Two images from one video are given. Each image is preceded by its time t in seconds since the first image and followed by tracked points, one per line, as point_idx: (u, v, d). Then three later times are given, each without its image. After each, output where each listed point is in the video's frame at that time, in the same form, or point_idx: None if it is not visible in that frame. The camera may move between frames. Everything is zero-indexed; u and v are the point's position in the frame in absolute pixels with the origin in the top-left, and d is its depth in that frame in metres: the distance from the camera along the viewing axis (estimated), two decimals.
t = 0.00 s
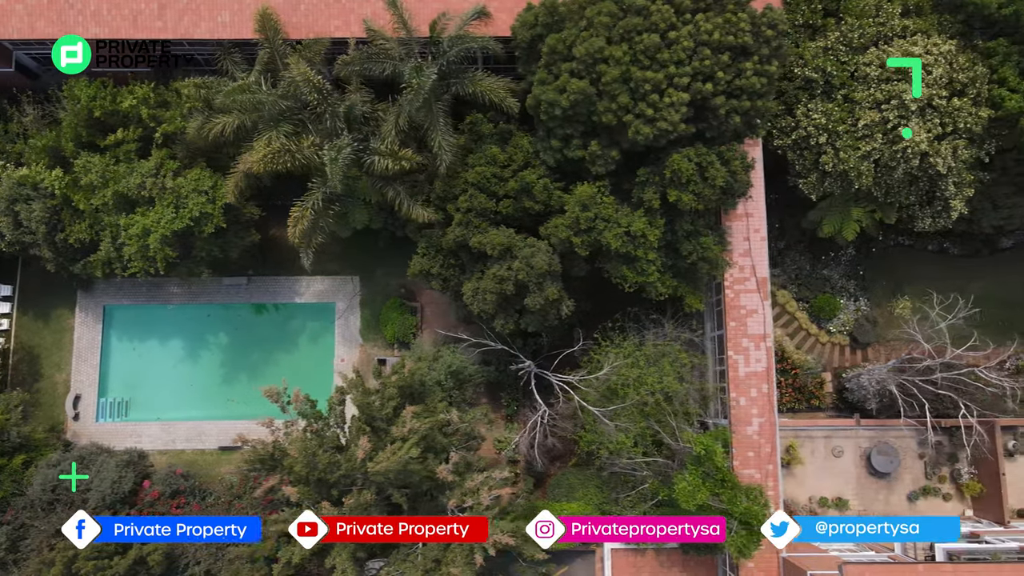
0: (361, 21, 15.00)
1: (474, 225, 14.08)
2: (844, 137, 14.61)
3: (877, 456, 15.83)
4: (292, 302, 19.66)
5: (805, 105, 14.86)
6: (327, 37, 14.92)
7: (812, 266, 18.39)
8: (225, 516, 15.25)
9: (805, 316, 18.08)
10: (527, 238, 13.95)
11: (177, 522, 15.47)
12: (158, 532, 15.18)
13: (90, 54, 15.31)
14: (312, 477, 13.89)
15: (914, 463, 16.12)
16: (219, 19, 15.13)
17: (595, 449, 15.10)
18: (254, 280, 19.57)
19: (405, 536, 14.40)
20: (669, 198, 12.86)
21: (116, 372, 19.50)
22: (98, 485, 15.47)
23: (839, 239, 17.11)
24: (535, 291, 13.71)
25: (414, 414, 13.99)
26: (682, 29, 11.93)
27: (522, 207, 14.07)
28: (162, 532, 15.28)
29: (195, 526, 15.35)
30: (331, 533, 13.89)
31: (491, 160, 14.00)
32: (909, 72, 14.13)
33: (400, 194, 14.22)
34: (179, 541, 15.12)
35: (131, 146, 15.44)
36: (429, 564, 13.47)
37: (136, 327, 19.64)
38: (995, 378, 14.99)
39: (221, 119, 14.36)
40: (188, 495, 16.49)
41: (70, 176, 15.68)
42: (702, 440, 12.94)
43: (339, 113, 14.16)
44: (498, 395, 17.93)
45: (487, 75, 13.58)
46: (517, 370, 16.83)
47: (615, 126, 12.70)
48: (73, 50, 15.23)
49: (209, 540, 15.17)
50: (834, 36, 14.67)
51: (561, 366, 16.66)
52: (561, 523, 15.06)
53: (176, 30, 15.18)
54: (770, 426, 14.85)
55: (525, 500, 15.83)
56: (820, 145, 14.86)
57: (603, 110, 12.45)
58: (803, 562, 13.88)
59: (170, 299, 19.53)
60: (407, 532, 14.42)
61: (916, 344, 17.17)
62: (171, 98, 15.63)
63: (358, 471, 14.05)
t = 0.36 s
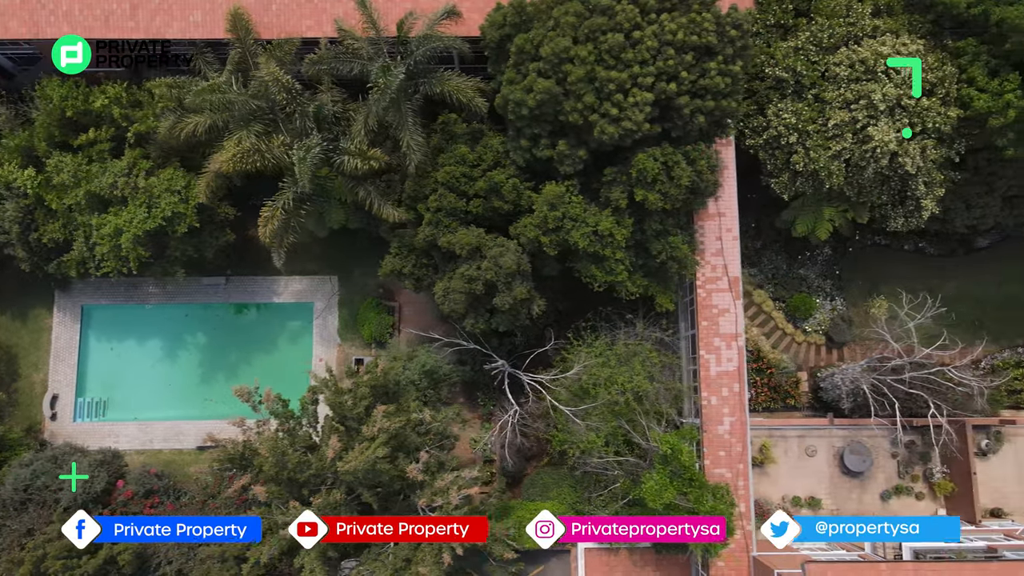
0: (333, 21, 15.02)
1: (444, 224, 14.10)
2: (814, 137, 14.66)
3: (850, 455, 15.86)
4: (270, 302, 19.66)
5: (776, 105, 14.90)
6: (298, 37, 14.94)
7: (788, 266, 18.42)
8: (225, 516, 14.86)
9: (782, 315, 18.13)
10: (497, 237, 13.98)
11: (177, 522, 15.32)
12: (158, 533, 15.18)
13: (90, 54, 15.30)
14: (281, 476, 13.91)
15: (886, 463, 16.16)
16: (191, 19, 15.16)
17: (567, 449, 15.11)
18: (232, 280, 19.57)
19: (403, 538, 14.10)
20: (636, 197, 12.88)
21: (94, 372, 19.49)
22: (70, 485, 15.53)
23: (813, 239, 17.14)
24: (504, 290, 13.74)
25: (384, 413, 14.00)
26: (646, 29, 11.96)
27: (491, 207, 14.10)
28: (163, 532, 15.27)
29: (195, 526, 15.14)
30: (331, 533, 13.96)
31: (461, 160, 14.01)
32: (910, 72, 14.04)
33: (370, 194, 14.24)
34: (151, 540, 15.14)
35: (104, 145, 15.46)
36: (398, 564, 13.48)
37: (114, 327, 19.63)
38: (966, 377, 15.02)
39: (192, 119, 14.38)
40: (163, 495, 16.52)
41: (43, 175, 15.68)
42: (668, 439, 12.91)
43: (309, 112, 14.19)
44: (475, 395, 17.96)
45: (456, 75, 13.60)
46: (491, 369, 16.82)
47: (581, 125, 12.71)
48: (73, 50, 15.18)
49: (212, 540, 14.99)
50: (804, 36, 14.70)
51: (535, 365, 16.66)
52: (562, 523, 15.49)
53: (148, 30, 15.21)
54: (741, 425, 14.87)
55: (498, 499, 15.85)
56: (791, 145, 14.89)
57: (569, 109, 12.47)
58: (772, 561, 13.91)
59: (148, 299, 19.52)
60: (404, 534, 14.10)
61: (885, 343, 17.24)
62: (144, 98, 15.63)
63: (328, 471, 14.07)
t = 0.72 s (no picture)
0: (306, 20, 15.04)
1: (415, 224, 14.12)
2: (785, 136, 14.70)
3: (823, 454, 15.89)
4: (249, 302, 19.67)
5: (748, 105, 14.94)
6: (271, 37, 14.97)
7: (765, 265, 18.46)
8: (224, 516, 14.39)
9: (758, 314, 18.17)
10: (467, 237, 14.02)
11: (176, 522, 14.99)
12: (158, 533, 14.95)
13: (91, 54, 15.27)
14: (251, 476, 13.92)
15: (860, 462, 16.19)
16: (163, 18, 15.20)
17: (540, 448, 15.12)
18: (211, 280, 19.57)
19: (403, 537, 13.88)
20: (604, 197, 12.90)
21: (72, 371, 19.49)
22: (43, 485, 15.55)
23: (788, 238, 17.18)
24: (473, 290, 13.78)
25: (355, 413, 14.01)
26: (611, 29, 11.98)
27: (462, 206, 14.12)
28: (162, 532, 15.01)
29: (196, 526, 14.64)
30: (332, 533, 14.36)
31: (432, 159, 14.03)
32: (910, 72, 14.04)
33: (341, 194, 14.26)
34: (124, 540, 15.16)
35: (78, 145, 15.47)
36: (368, 564, 13.51)
37: (93, 327, 19.64)
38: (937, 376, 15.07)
39: (164, 119, 14.39)
40: (137, 494, 16.54)
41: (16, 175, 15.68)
42: (636, 438, 12.93)
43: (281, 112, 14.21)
44: (451, 394, 17.98)
45: (426, 75, 13.64)
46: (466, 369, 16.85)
47: (549, 125, 12.73)
48: (73, 50, 15.15)
49: (212, 540, 14.54)
50: (776, 36, 14.72)
51: (510, 364, 16.71)
52: (562, 523, 15.54)
53: (121, 30, 15.24)
54: (713, 425, 14.89)
55: (471, 499, 15.86)
56: (762, 144, 14.94)
57: (537, 109, 12.49)
58: (742, 561, 13.94)
59: (127, 298, 19.53)
60: (404, 534, 13.87)
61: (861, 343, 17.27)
62: (118, 98, 15.63)
63: (299, 470, 14.09)
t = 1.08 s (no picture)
0: (277, 21, 15.06)
1: (384, 224, 14.12)
2: (755, 137, 14.73)
3: (795, 454, 15.92)
4: (227, 302, 19.68)
5: (718, 105, 14.98)
6: (242, 38, 14.98)
7: (741, 265, 18.48)
8: (222, 516, 14.00)
9: (734, 314, 18.21)
10: (436, 237, 14.04)
11: (176, 522, 14.49)
12: (157, 533, 14.50)
13: (90, 54, 15.39)
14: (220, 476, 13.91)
15: (833, 462, 16.22)
16: (134, 18, 15.20)
17: (511, 448, 15.13)
18: (188, 280, 19.59)
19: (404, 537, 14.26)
20: (570, 197, 12.90)
21: (50, 371, 19.50)
22: (14, 485, 15.56)
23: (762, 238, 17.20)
24: (441, 290, 13.80)
25: (324, 413, 14.02)
26: (574, 29, 11.99)
27: (431, 207, 14.13)
28: (162, 532, 14.57)
29: (195, 526, 14.19)
30: (331, 533, 14.29)
31: (400, 160, 14.04)
32: (910, 72, 13.94)
33: (311, 194, 14.28)
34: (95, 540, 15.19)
35: (50, 145, 15.49)
36: (337, 564, 13.52)
37: (71, 326, 19.62)
38: (906, 376, 15.12)
39: (133, 119, 14.39)
40: (111, 495, 16.56)
41: None
42: (602, 438, 12.96)
43: (250, 112, 14.21)
44: (427, 394, 18.00)
45: (394, 75, 13.67)
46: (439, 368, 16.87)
47: (515, 125, 12.74)
48: (73, 50, 15.31)
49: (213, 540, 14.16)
50: (746, 36, 14.73)
51: (484, 364, 16.73)
52: (563, 523, 15.01)
53: (92, 30, 15.25)
54: (683, 425, 14.89)
55: (442, 498, 15.85)
56: (732, 145, 14.97)
57: (502, 109, 12.49)
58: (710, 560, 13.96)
59: (104, 299, 19.54)
60: (406, 533, 14.30)
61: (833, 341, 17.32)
62: (89, 98, 15.62)
63: (269, 471, 14.09)
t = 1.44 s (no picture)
0: (249, 21, 15.08)
1: (354, 224, 14.12)
2: (725, 137, 14.74)
3: (769, 454, 15.93)
4: (205, 302, 19.69)
5: (689, 106, 15.00)
6: (213, 38, 15.00)
7: (719, 265, 18.48)
8: (223, 516, 14.05)
9: (711, 314, 18.23)
10: (406, 238, 14.06)
11: (177, 521, 14.30)
12: (157, 533, 14.29)
13: (90, 54, 15.29)
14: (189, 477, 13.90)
15: (807, 461, 16.23)
16: (106, 18, 15.24)
17: (483, 448, 15.13)
18: (166, 280, 19.59)
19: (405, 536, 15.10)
20: (537, 197, 12.91)
21: (28, 371, 19.50)
22: None
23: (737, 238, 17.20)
24: (410, 291, 13.81)
25: (294, 413, 14.02)
26: (539, 29, 12.00)
27: (401, 207, 14.14)
28: (163, 532, 14.36)
29: (195, 526, 14.16)
30: (331, 533, 14.17)
31: (370, 160, 14.05)
32: (910, 72, 13.65)
33: (281, 194, 14.28)
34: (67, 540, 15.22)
35: (23, 145, 15.49)
36: (306, 564, 13.54)
37: (49, 326, 19.62)
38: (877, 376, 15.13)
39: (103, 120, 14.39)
40: (85, 495, 16.58)
41: None
42: (570, 438, 12.99)
43: (221, 112, 14.20)
44: (403, 394, 18.00)
45: (363, 75, 13.68)
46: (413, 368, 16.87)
47: (481, 125, 12.75)
48: (73, 50, 15.20)
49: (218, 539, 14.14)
50: (716, 36, 14.74)
51: (458, 364, 16.69)
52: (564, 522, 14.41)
53: (64, 31, 15.24)
54: (655, 425, 14.90)
55: (414, 499, 15.82)
56: (704, 145, 14.98)
57: (468, 110, 12.50)
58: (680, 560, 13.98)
59: (83, 299, 19.54)
60: (407, 532, 15.12)
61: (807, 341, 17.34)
62: (62, 98, 15.62)
63: (239, 471, 14.08)
